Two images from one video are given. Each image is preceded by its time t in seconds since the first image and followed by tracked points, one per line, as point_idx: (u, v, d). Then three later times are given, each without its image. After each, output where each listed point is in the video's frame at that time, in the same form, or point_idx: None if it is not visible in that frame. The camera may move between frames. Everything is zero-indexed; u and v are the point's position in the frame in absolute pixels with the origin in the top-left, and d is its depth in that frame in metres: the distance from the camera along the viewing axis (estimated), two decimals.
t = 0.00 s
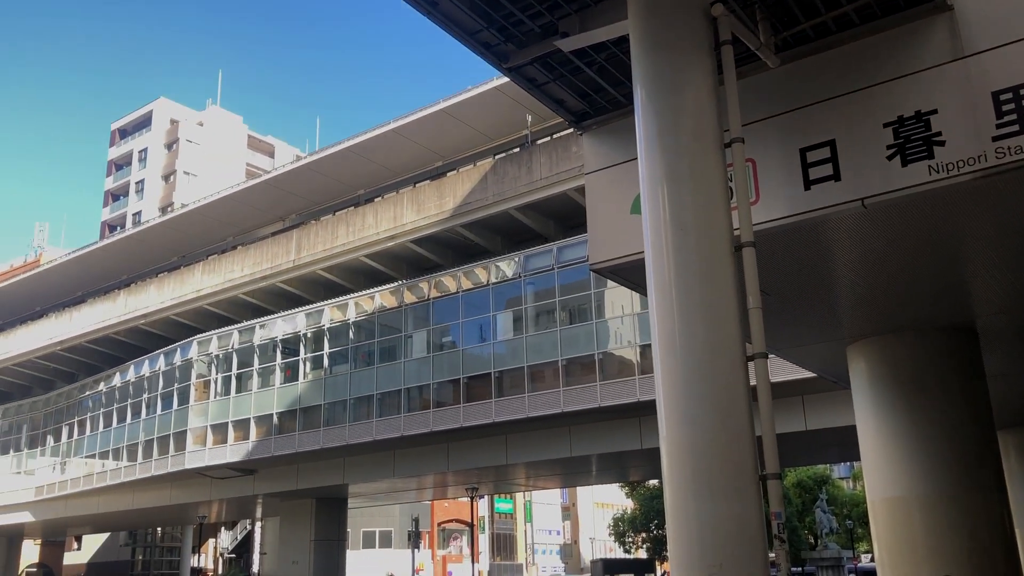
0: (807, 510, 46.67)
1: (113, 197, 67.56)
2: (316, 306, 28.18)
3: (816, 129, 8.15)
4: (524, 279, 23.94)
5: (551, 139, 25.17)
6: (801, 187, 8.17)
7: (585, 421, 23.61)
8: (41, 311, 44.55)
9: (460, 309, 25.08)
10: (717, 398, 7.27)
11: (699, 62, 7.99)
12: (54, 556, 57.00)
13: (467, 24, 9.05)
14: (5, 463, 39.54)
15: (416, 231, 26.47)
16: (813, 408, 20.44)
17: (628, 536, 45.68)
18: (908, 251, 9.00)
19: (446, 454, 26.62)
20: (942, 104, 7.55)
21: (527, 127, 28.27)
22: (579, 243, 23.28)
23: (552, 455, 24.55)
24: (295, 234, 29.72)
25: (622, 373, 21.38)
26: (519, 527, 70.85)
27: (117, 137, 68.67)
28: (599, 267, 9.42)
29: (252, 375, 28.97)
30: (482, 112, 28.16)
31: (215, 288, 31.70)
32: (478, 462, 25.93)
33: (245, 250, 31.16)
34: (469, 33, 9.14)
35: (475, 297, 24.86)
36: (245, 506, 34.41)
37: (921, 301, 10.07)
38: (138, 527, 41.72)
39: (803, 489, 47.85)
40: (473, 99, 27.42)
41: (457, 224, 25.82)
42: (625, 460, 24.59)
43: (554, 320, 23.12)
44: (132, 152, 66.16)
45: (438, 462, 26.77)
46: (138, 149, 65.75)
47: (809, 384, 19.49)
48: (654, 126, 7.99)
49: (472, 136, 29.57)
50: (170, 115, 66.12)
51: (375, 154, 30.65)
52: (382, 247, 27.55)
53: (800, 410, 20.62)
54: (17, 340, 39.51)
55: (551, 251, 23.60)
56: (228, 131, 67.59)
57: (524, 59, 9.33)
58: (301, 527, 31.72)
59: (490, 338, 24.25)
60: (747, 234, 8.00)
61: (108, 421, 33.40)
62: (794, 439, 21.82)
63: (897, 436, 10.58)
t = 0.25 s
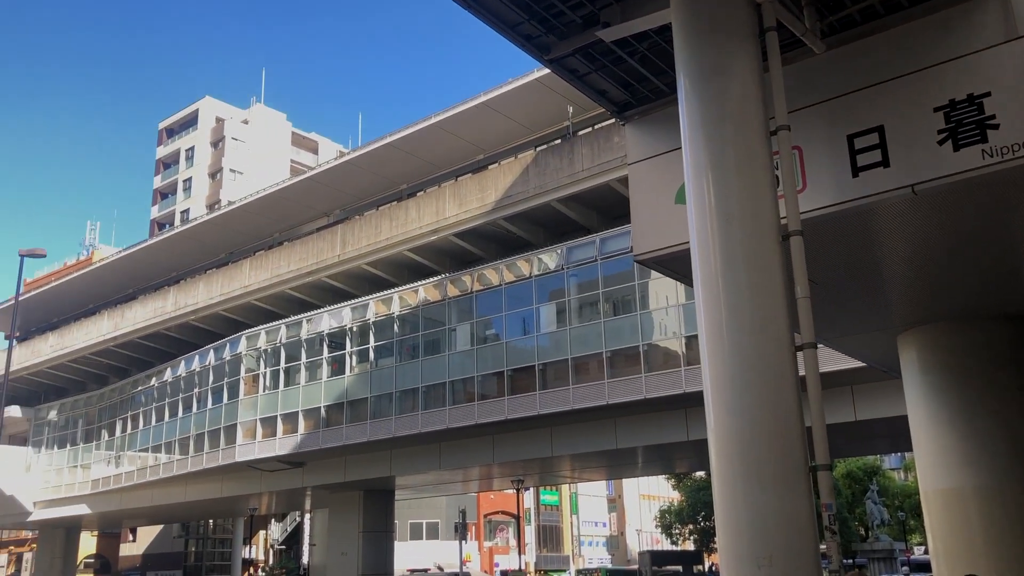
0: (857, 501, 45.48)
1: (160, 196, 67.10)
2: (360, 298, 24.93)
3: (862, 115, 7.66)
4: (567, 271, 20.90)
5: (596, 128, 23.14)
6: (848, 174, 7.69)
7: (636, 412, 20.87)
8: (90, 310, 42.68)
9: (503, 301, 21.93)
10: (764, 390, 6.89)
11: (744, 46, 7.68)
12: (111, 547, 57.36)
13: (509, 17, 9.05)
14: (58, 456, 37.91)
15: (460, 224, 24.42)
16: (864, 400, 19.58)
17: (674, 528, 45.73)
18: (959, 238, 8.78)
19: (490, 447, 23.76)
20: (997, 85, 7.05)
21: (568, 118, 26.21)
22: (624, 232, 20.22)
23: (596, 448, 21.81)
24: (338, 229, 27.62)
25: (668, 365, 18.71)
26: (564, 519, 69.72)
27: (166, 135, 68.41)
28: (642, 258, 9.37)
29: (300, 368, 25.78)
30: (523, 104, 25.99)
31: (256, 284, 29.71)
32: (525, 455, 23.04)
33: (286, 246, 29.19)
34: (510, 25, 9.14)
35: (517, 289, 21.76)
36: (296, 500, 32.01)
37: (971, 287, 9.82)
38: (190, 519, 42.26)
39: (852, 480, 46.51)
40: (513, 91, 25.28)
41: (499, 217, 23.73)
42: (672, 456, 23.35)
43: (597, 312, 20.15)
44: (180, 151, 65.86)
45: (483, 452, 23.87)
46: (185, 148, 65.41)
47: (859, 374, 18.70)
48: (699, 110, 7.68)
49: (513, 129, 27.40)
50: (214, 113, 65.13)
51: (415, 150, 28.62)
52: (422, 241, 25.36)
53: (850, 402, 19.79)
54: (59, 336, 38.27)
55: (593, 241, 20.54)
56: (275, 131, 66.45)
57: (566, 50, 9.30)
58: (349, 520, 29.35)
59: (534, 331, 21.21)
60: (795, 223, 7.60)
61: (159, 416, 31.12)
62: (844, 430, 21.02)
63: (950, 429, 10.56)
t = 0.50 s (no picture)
0: (906, 494, 44.44)
1: (205, 195, 67.71)
2: (401, 294, 24.73)
3: (910, 102, 7.40)
4: (607, 265, 20.54)
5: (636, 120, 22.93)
6: (895, 163, 7.43)
7: (679, 404, 20.65)
8: (137, 307, 43.35)
9: (544, 295, 21.68)
10: (812, 382, 6.63)
11: (787, 32, 7.43)
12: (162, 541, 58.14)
13: (547, 11, 9.01)
14: (109, 451, 38.71)
15: (500, 219, 24.43)
16: (913, 391, 19.19)
17: (719, 522, 45.21)
18: (1008, 230, 8.65)
19: (535, 441, 23.65)
20: None
21: (608, 110, 26.03)
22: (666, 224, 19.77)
23: (641, 441, 21.64)
24: (379, 225, 27.77)
25: (711, 359, 18.32)
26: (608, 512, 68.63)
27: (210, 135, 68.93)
28: (685, 250, 9.30)
29: (343, 363, 25.78)
30: (562, 97, 25.86)
31: (299, 281, 30.05)
32: (569, 448, 22.94)
33: (327, 243, 29.43)
34: (549, 19, 9.10)
35: (557, 284, 21.49)
36: (341, 494, 32.25)
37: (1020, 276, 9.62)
38: (237, 513, 42.94)
39: (902, 473, 45.46)
40: (552, 84, 25.14)
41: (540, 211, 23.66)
42: (717, 450, 23.10)
43: (639, 305, 19.83)
44: (223, 150, 66.41)
45: (525, 446, 23.85)
46: (229, 147, 65.98)
47: (908, 364, 18.26)
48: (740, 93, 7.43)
49: (552, 122, 27.25)
50: (258, 112, 65.42)
51: (454, 145, 28.54)
52: (462, 236, 25.39)
53: (899, 393, 19.41)
54: (108, 334, 39.05)
55: (633, 234, 20.13)
56: (315, 132, 67.43)
57: (606, 42, 9.24)
58: (392, 512, 29.48)
59: (575, 325, 20.97)
60: (841, 213, 7.29)
61: (206, 411, 31.55)
62: (893, 422, 20.59)
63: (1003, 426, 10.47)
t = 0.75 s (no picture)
0: (953, 489, 43.60)
1: (245, 193, 68.45)
2: (439, 290, 24.81)
3: (954, 88, 7.07)
4: (645, 258, 20.44)
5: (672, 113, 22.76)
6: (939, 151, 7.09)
7: (719, 399, 20.52)
8: (179, 305, 44.04)
9: (582, 290, 21.60)
10: (856, 376, 6.48)
11: (828, 23, 7.31)
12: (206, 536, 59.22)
13: (583, 3, 8.98)
14: (154, 447, 39.38)
15: (536, 214, 24.43)
16: (959, 386, 18.87)
17: (761, 517, 44.80)
18: None
19: (574, 437, 23.63)
20: None
21: (645, 102, 25.84)
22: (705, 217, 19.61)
23: (681, 436, 21.55)
24: (416, 222, 27.92)
25: (751, 353, 18.16)
26: (649, 507, 68.25)
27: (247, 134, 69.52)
28: (725, 242, 9.23)
29: (382, 359, 25.90)
30: (597, 91, 25.76)
31: (338, 277, 30.35)
32: (608, 443, 22.91)
33: (365, 240, 29.67)
34: (584, 12, 9.07)
35: (594, 279, 21.41)
36: (381, 489, 32.46)
37: None
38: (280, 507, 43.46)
39: (947, 468, 44.61)
40: (587, 78, 25.05)
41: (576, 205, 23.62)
42: (758, 444, 22.86)
43: (678, 299, 19.72)
44: (261, 150, 67.00)
45: (563, 443, 23.83)
46: (268, 146, 66.62)
47: (953, 357, 17.87)
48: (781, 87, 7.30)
49: (588, 116, 27.12)
50: (296, 111, 65.99)
51: (490, 140, 28.58)
52: (499, 231, 25.44)
53: (945, 387, 19.09)
54: (152, 332, 39.74)
55: (672, 228, 20.00)
56: (353, 131, 68.17)
57: (642, 34, 9.19)
58: (432, 507, 29.57)
59: (613, 319, 20.90)
60: (883, 203, 7.00)
61: (248, 407, 31.98)
62: (939, 416, 20.18)
63: None
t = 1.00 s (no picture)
0: (996, 484, 42.86)
1: (278, 192, 69.07)
2: (472, 287, 24.86)
3: (996, 75, 6.92)
4: (679, 252, 20.32)
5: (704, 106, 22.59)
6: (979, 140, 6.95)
7: (755, 393, 20.35)
8: (214, 304, 44.61)
9: (614, 285, 21.54)
10: (895, 369, 6.33)
11: (862, 13, 7.16)
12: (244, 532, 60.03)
13: None
14: (193, 444, 39.99)
15: (568, 209, 24.41)
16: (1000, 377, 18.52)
17: (797, 512, 44.43)
18: None
19: (608, 432, 23.58)
20: None
21: (676, 95, 25.67)
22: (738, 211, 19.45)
23: (717, 431, 21.40)
24: (448, 219, 28.02)
25: (786, 347, 18.01)
26: (684, 503, 68.00)
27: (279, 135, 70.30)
28: (759, 235, 9.19)
29: (415, 355, 26.04)
30: (629, 85, 25.64)
31: (371, 275, 30.57)
32: (642, 439, 22.84)
33: (397, 237, 29.84)
34: (616, 5, 9.04)
35: (627, 274, 21.33)
36: (415, 485, 32.60)
37: None
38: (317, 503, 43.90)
39: (989, 462, 43.87)
40: (619, 72, 24.94)
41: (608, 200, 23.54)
42: (795, 438, 22.64)
43: (712, 294, 19.59)
44: (295, 148, 67.52)
45: (598, 438, 23.80)
46: (300, 145, 67.16)
47: (995, 349, 17.54)
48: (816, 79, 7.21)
49: (618, 110, 27.01)
50: (327, 110, 66.43)
51: (521, 136, 28.61)
52: (530, 227, 25.45)
53: (986, 380, 18.74)
54: (189, 330, 40.33)
55: (705, 221, 19.87)
56: (385, 129, 68.60)
57: (674, 27, 9.15)
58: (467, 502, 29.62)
59: (646, 314, 20.84)
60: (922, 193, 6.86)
61: (284, 404, 32.34)
62: (981, 409, 19.83)
63: None
